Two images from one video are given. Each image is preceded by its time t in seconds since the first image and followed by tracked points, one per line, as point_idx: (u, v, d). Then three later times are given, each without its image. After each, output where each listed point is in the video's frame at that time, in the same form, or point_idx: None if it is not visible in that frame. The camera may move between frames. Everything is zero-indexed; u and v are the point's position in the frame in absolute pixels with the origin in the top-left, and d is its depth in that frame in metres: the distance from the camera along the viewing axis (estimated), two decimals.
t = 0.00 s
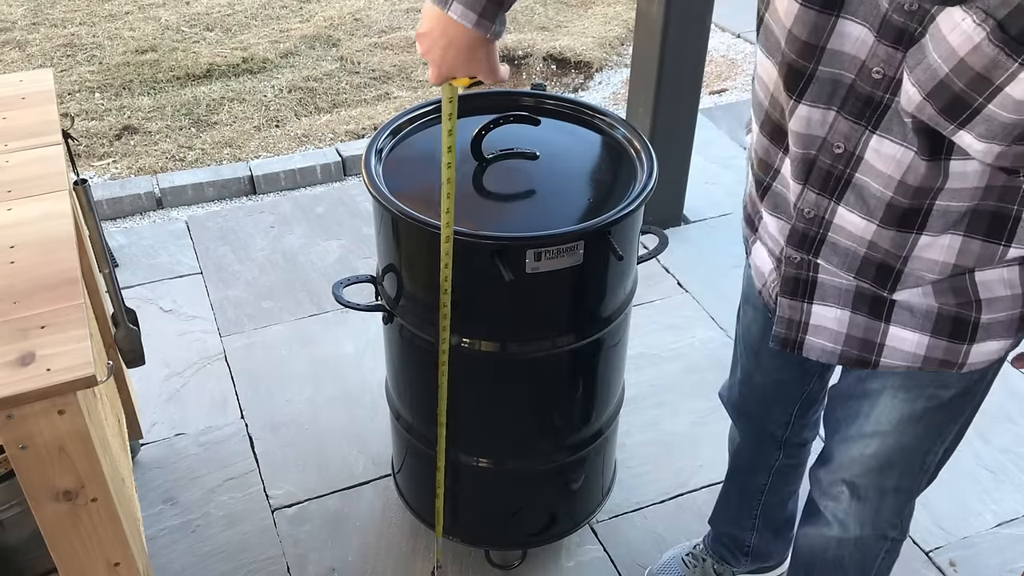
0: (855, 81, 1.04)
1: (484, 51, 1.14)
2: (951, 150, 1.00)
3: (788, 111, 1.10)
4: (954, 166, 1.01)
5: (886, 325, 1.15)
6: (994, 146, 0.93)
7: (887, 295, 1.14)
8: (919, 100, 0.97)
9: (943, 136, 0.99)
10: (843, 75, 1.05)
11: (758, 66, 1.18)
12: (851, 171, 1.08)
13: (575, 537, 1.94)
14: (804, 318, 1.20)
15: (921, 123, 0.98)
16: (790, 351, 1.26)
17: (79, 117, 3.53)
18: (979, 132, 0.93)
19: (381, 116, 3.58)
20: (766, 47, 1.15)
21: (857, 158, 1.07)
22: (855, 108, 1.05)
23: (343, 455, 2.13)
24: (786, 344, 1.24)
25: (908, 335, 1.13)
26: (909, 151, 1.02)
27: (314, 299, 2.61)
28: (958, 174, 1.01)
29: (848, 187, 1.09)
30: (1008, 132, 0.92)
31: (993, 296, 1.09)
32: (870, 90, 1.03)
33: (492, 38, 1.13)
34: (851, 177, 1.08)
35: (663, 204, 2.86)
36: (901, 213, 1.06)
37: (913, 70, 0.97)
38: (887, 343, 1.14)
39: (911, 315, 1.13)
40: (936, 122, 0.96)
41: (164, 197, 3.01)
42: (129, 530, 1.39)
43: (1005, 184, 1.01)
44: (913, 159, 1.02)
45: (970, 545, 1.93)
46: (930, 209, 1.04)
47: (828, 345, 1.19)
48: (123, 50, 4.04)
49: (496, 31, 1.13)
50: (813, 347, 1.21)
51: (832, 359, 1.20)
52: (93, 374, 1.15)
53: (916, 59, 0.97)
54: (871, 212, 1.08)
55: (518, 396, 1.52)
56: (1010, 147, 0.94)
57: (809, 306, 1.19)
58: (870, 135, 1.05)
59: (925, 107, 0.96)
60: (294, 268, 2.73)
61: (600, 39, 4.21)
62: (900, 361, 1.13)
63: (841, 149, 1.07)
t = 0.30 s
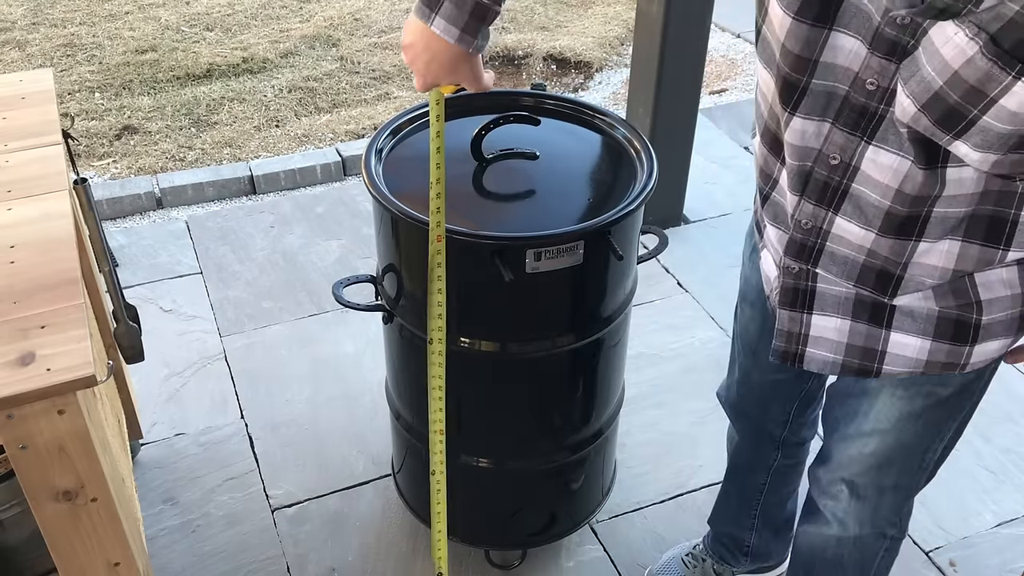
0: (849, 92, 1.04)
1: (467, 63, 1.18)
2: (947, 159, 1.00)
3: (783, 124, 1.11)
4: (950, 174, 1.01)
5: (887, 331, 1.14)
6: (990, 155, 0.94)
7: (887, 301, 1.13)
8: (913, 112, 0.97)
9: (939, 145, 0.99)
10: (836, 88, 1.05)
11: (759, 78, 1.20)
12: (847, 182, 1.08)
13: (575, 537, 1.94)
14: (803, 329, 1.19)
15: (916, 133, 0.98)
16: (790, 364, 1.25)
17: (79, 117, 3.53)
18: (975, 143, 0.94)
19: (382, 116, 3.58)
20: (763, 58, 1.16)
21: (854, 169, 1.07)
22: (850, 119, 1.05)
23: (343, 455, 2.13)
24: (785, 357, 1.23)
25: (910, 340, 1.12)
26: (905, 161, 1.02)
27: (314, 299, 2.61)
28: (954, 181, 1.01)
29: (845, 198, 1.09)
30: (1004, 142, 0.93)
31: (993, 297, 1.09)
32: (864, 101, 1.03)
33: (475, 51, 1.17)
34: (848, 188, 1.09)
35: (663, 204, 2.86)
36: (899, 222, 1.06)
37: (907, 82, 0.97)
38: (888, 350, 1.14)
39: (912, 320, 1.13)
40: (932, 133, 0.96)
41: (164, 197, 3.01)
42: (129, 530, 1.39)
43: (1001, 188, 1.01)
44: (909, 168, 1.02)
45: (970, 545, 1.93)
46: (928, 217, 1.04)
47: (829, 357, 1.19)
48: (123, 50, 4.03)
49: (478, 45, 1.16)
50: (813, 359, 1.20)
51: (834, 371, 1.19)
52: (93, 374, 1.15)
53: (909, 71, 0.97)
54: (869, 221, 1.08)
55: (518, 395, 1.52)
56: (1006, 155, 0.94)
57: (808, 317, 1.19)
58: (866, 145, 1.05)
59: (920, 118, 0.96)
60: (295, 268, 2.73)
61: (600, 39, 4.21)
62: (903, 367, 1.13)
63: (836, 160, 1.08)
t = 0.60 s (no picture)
0: (848, 100, 1.05)
1: (477, 55, 1.19)
2: (947, 164, 1.00)
3: (782, 130, 1.12)
4: (951, 178, 1.01)
5: (891, 329, 1.14)
6: (989, 163, 0.93)
7: (891, 300, 1.13)
8: (914, 121, 0.97)
9: (939, 152, 0.99)
10: (835, 95, 1.06)
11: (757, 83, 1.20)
12: (847, 187, 1.09)
13: (575, 537, 1.94)
14: (808, 328, 1.20)
15: (916, 140, 0.99)
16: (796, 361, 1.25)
17: (79, 117, 3.53)
18: (974, 151, 0.93)
19: (382, 116, 3.59)
20: (761, 64, 1.17)
21: (854, 174, 1.08)
22: (849, 126, 1.06)
23: (343, 455, 2.13)
24: (791, 353, 1.23)
25: (913, 338, 1.12)
26: (905, 166, 1.03)
27: (314, 300, 2.61)
28: (955, 185, 1.01)
29: (846, 202, 1.10)
30: (1003, 151, 0.92)
31: (996, 294, 1.09)
32: (864, 108, 1.04)
33: (484, 44, 1.18)
34: (848, 192, 1.09)
35: (663, 203, 2.86)
36: (900, 225, 1.06)
37: (907, 91, 0.97)
38: (893, 347, 1.14)
39: (915, 318, 1.13)
40: (932, 141, 0.96)
41: (164, 197, 3.01)
42: (129, 530, 1.39)
43: (1002, 192, 1.01)
44: (910, 173, 1.03)
45: (970, 545, 1.93)
46: (929, 220, 1.05)
47: (834, 352, 1.18)
48: (123, 50, 4.03)
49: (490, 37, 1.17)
50: (818, 355, 1.20)
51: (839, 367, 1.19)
52: (93, 374, 1.15)
53: (908, 79, 0.97)
54: (870, 225, 1.09)
55: (518, 395, 1.52)
56: (1006, 163, 0.94)
57: (814, 314, 1.19)
58: (865, 151, 1.05)
59: (919, 126, 0.97)
60: (294, 268, 2.73)
61: (600, 39, 4.22)
62: (907, 364, 1.13)
63: (836, 166, 1.08)
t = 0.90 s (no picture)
0: (846, 103, 1.05)
1: (476, 53, 1.19)
2: (945, 167, 1.00)
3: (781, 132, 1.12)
4: (949, 181, 1.01)
5: (892, 328, 1.14)
6: (984, 167, 0.94)
7: (891, 300, 1.13)
8: (908, 124, 0.97)
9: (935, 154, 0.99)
10: (833, 98, 1.06)
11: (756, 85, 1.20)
12: (845, 189, 1.09)
13: (575, 537, 1.94)
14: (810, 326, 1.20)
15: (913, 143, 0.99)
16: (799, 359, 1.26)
17: (79, 117, 3.53)
18: (968, 156, 0.94)
19: (382, 116, 3.59)
20: (760, 67, 1.17)
21: (852, 176, 1.08)
22: (847, 128, 1.06)
23: (343, 455, 2.13)
24: (793, 351, 1.23)
25: (914, 338, 1.12)
26: (904, 168, 1.03)
27: (314, 300, 2.61)
28: (953, 187, 1.01)
29: (844, 204, 1.10)
30: (997, 156, 0.93)
31: (996, 294, 1.09)
32: (861, 111, 1.04)
33: (484, 43, 1.18)
34: (847, 195, 1.09)
35: (663, 203, 2.86)
36: (899, 226, 1.06)
37: (904, 95, 0.97)
38: (893, 346, 1.14)
39: (915, 317, 1.13)
40: (928, 144, 0.97)
41: (164, 197, 3.01)
42: (129, 530, 1.39)
43: (1000, 195, 1.01)
44: (908, 175, 1.03)
45: (970, 545, 1.93)
46: (927, 222, 1.04)
47: (835, 351, 1.19)
48: (123, 50, 4.04)
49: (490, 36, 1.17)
50: (819, 354, 1.20)
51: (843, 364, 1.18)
52: (93, 374, 1.15)
53: (905, 84, 0.98)
54: (869, 226, 1.09)
55: (518, 395, 1.52)
56: (1001, 167, 0.94)
57: (815, 313, 1.19)
58: (864, 154, 1.06)
59: (915, 130, 0.97)
60: (295, 268, 2.73)
61: (600, 39, 4.22)
62: (907, 363, 1.13)
63: (834, 168, 1.09)
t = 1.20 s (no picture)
0: (846, 102, 1.05)
1: (476, 53, 1.19)
2: (945, 166, 1.00)
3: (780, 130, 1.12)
4: (948, 180, 1.01)
5: (891, 329, 1.14)
6: (984, 167, 0.94)
7: (890, 300, 1.14)
8: (908, 123, 0.97)
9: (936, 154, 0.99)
10: (833, 97, 1.06)
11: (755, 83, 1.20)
12: (845, 188, 1.09)
13: (575, 537, 1.94)
14: (808, 327, 1.20)
15: (913, 143, 0.99)
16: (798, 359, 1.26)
17: (79, 117, 3.53)
18: (969, 155, 0.93)
19: (382, 116, 3.59)
20: (760, 65, 1.16)
21: (852, 176, 1.08)
22: (847, 126, 1.06)
23: (343, 455, 2.13)
24: (792, 352, 1.23)
25: (913, 337, 1.12)
26: (904, 167, 1.03)
27: (314, 300, 2.61)
28: (952, 187, 1.01)
29: (844, 204, 1.10)
30: (997, 155, 0.92)
31: (996, 295, 1.09)
32: (861, 110, 1.04)
33: (484, 42, 1.18)
34: (847, 194, 1.09)
35: (662, 203, 2.86)
36: (899, 227, 1.06)
37: (903, 94, 0.97)
38: (892, 347, 1.14)
39: (915, 318, 1.13)
40: (928, 144, 0.96)
41: (164, 197, 3.01)
42: (129, 530, 1.39)
43: (1000, 194, 1.01)
44: (908, 174, 1.03)
45: (970, 545, 1.93)
46: (927, 222, 1.05)
47: (834, 352, 1.19)
48: (123, 50, 4.04)
49: (490, 35, 1.17)
50: (819, 355, 1.21)
51: (840, 365, 1.19)
52: (93, 374, 1.15)
53: (904, 83, 0.97)
54: (869, 225, 1.09)
55: (518, 395, 1.52)
56: (1000, 167, 0.94)
57: (815, 314, 1.19)
58: (864, 153, 1.06)
59: (914, 130, 0.96)
60: (294, 268, 2.73)
61: (600, 39, 4.22)
62: (907, 363, 1.13)
63: (834, 167, 1.09)
